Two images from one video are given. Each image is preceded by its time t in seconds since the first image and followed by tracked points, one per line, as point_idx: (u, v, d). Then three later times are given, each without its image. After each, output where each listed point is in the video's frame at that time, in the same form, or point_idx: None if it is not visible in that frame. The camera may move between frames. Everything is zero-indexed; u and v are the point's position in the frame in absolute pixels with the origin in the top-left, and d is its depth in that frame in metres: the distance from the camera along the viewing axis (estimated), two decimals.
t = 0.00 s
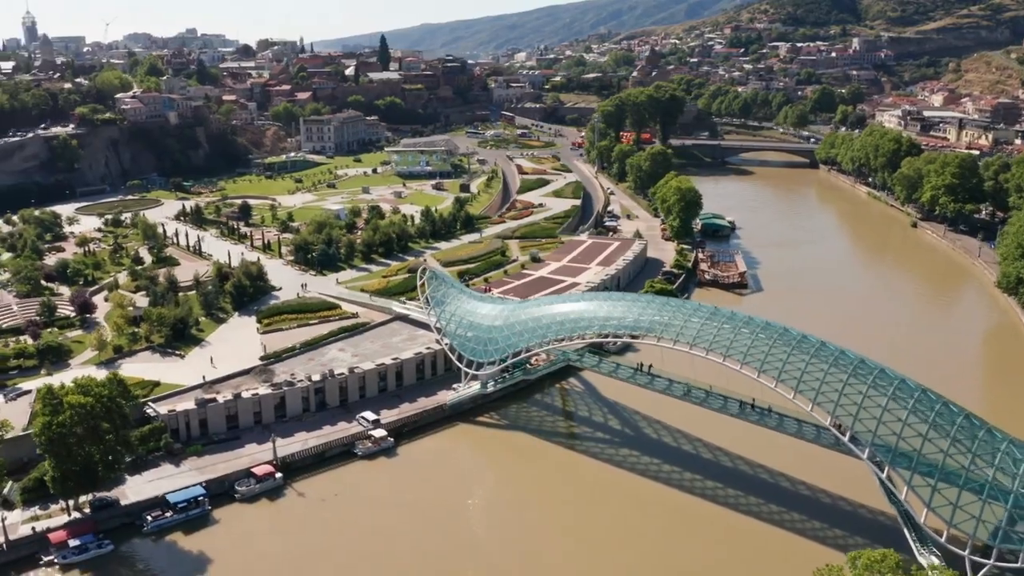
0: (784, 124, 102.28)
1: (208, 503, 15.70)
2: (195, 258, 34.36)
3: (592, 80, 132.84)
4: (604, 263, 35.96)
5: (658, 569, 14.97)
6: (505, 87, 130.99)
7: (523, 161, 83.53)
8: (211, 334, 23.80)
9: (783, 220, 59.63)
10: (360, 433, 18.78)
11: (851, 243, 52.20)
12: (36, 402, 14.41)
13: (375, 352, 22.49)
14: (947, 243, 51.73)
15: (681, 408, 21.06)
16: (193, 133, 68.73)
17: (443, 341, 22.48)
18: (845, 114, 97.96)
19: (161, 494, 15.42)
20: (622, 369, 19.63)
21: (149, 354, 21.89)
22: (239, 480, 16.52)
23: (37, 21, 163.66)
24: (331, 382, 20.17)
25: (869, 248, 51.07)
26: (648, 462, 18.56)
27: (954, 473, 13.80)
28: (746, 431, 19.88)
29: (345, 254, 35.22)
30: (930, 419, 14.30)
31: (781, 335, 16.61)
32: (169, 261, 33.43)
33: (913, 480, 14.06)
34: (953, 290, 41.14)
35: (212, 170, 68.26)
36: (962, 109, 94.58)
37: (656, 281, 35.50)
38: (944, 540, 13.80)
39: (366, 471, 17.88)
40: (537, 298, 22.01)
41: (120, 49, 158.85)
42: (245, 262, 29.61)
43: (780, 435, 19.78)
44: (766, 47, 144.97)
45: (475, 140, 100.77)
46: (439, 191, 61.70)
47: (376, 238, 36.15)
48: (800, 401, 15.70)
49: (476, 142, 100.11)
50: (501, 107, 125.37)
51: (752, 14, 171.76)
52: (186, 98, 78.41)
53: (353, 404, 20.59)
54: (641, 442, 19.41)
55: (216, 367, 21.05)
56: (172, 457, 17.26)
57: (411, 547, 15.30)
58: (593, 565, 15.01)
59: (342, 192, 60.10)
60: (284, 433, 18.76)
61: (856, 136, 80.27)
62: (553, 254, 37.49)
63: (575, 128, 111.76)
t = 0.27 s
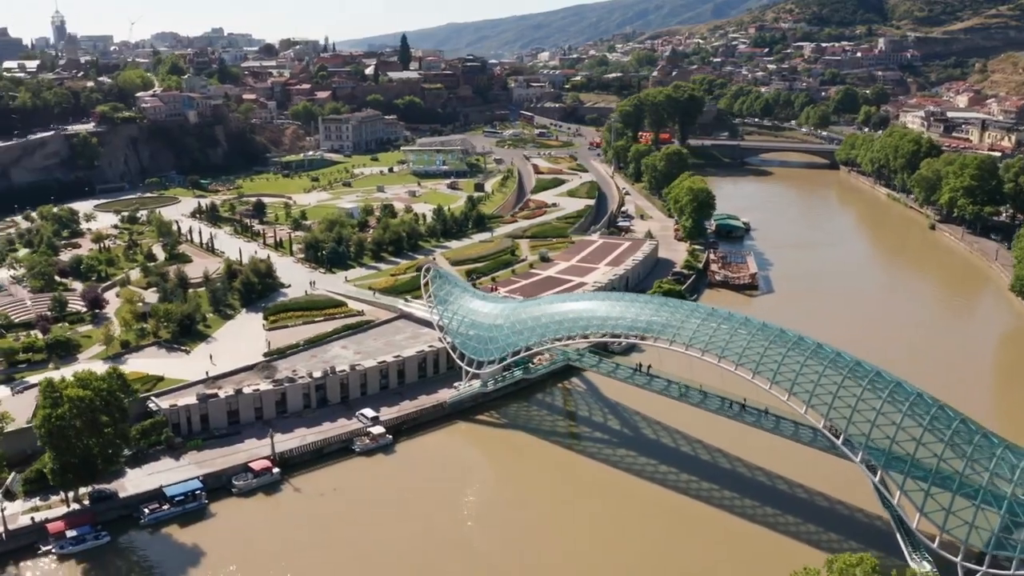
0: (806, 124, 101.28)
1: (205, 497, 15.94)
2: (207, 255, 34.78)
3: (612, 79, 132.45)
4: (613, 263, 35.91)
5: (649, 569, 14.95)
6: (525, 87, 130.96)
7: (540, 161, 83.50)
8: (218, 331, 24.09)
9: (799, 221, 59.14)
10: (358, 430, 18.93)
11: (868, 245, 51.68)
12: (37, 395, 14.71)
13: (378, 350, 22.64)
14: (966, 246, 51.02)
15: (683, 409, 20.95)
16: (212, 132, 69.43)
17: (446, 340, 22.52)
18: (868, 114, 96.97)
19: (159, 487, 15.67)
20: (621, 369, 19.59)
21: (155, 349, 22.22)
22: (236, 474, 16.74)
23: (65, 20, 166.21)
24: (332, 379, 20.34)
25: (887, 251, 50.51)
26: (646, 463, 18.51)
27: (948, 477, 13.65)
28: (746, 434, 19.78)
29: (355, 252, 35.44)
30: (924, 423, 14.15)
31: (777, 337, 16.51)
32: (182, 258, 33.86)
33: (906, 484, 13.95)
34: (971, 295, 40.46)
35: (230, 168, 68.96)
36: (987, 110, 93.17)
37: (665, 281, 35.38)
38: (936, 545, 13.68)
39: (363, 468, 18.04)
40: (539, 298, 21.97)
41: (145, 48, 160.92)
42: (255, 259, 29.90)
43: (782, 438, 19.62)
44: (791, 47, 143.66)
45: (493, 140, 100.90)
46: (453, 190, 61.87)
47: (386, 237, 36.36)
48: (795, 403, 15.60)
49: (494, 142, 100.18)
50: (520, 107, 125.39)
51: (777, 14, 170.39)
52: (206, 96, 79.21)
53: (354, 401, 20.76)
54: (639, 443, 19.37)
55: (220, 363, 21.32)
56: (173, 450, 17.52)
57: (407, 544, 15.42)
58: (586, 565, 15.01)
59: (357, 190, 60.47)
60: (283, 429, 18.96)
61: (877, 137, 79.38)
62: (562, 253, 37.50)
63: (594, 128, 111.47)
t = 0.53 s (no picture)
0: (829, 125, 100.20)
1: (202, 490, 16.16)
2: (219, 252, 35.20)
3: (631, 79, 132.03)
4: (622, 262, 35.83)
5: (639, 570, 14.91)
6: (545, 87, 130.92)
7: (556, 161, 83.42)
8: (224, 327, 24.37)
9: (815, 222, 58.59)
10: (357, 427, 19.08)
11: (884, 247, 51.15)
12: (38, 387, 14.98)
13: (380, 347, 22.81)
14: (984, 249, 50.24)
15: (683, 410, 20.89)
16: (230, 130, 70.09)
17: (448, 338, 22.61)
18: (891, 115, 95.84)
19: (157, 481, 15.92)
20: (620, 369, 19.57)
21: (162, 345, 22.53)
22: (234, 469, 16.93)
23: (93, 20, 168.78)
24: (334, 376, 20.49)
25: (905, 253, 49.90)
26: (642, 463, 18.50)
27: (941, 482, 13.52)
28: (745, 435, 19.66)
29: (365, 250, 35.65)
30: (918, 427, 14.03)
31: (774, 336, 16.39)
32: (194, 255, 34.29)
33: (898, 489, 13.86)
34: (988, 299, 39.77)
35: (249, 166, 69.64)
36: (1013, 111, 91.68)
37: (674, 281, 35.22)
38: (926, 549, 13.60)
39: (360, 464, 18.20)
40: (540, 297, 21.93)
41: (170, 48, 162.85)
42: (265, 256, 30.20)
43: (780, 440, 19.51)
44: (815, 47, 142.34)
45: (511, 139, 100.96)
46: (467, 189, 62.02)
47: (395, 236, 36.57)
48: (787, 405, 15.53)
49: (512, 141, 100.22)
50: (539, 107, 125.35)
51: (802, 14, 168.96)
52: (225, 95, 79.98)
53: (355, 398, 20.91)
54: (637, 443, 19.36)
55: (223, 359, 21.56)
56: (173, 445, 17.74)
57: (402, 542, 15.50)
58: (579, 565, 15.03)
59: (371, 189, 60.84)
60: (283, 424, 19.14)
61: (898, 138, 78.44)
62: (571, 253, 37.50)
63: (613, 128, 111.15)
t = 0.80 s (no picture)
0: (853, 125, 99.03)
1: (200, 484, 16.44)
2: (232, 249, 35.66)
3: (654, 79, 131.47)
4: (632, 263, 35.77)
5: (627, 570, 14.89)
6: (567, 87, 130.74)
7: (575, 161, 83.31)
8: (232, 323, 24.70)
9: (833, 224, 57.94)
10: (356, 424, 19.27)
11: (904, 250, 50.48)
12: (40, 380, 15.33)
13: (383, 345, 22.99)
14: (1005, 253, 49.39)
15: (683, 412, 20.80)
16: (250, 129, 70.82)
17: (450, 336, 22.68)
18: (917, 117, 94.54)
19: (156, 474, 16.21)
20: (618, 369, 19.54)
21: (169, 340, 22.90)
22: (232, 463, 17.20)
23: (123, 19, 171.57)
24: (335, 373, 20.70)
25: (925, 256, 49.21)
26: (638, 464, 18.47)
27: (933, 487, 13.35)
28: (744, 439, 19.53)
29: (376, 249, 35.89)
30: (910, 431, 13.90)
31: (768, 339, 16.29)
32: (208, 251, 34.76)
33: (889, 493, 13.75)
34: (1005, 303, 39.11)
35: (269, 164, 70.32)
36: None
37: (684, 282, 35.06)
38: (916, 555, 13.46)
39: (357, 461, 18.37)
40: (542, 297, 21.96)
41: (197, 46, 164.93)
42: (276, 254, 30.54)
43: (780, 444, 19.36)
44: (843, 48, 140.82)
45: (530, 139, 100.98)
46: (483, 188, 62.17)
47: (407, 235, 36.79)
48: (780, 408, 15.45)
49: (531, 141, 100.23)
50: (561, 107, 125.21)
51: (830, 13, 167.16)
52: (247, 94, 80.83)
53: (357, 395, 21.10)
54: (634, 445, 19.33)
55: (228, 355, 21.87)
56: (174, 438, 18.06)
57: (395, 539, 15.59)
58: (569, 564, 15.05)
59: (388, 188, 61.16)
60: (283, 420, 19.38)
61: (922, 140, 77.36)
62: (581, 253, 37.49)
63: (635, 128, 110.69)
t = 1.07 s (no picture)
0: (876, 126, 97.92)
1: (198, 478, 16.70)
2: (245, 247, 36.06)
3: (675, 79, 130.84)
4: (641, 263, 35.69)
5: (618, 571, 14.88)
6: (588, 86, 130.46)
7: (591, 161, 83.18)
8: (239, 320, 24.99)
9: (850, 225, 57.34)
10: (355, 421, 19.44)
11: (922, 252, 49.83)
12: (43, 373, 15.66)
13: (386, 343, 23.14)
14: None
15: (682, 414, 20.73)
16: (269, 128, 71.34)
17: (452, 335, 22.75)
18: (941, 118, 93.27)
19: (155, 467, 16.50)
20: (617, 370, 19.52)
21: (176, 336, 23.21)
22: (231, 458, 17.45)
23: (150, 18, 173.80)
24: (337, 370, 20.89)
25: (943, 258, 48.57)
26: (634, 465, 18.46)
27: (925, 492, 13.24)
28: (743, 441, 19.42)
29: (385, 248, 36.09)
30: (902, 435, 13.79)
31: (763, 341, 16.22)
32: (220, 249, 35.18)
33: (879, 497, 13.65)
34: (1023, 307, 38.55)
35: (287, 163, 70.85)
36: None
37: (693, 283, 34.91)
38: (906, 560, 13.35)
39: (355, 458, 18.53)
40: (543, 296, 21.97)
41: (223, 46, 166.57)
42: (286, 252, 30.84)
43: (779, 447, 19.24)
44: (869, 48, 139.32)
45: (548, 138, 100.95)
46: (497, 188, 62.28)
47: (417, 234, 36.95)
48: (774, 411, 15.38)
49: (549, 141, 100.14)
50: (581, 107, 124.98)
51: (857, 13, 165.37)
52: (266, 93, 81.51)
53: (358, 392, 21.28)
54: (632, 446, 19.31)
55: (232, 351, 22.15)
56: (176, 433, 18.33)
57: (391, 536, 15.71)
58: (561, 563, 15.09)
59: (403, 187, 61.43)
60: (284, 416, 19.60)
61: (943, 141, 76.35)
62: (590, 253, 37.46)
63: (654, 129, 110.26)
